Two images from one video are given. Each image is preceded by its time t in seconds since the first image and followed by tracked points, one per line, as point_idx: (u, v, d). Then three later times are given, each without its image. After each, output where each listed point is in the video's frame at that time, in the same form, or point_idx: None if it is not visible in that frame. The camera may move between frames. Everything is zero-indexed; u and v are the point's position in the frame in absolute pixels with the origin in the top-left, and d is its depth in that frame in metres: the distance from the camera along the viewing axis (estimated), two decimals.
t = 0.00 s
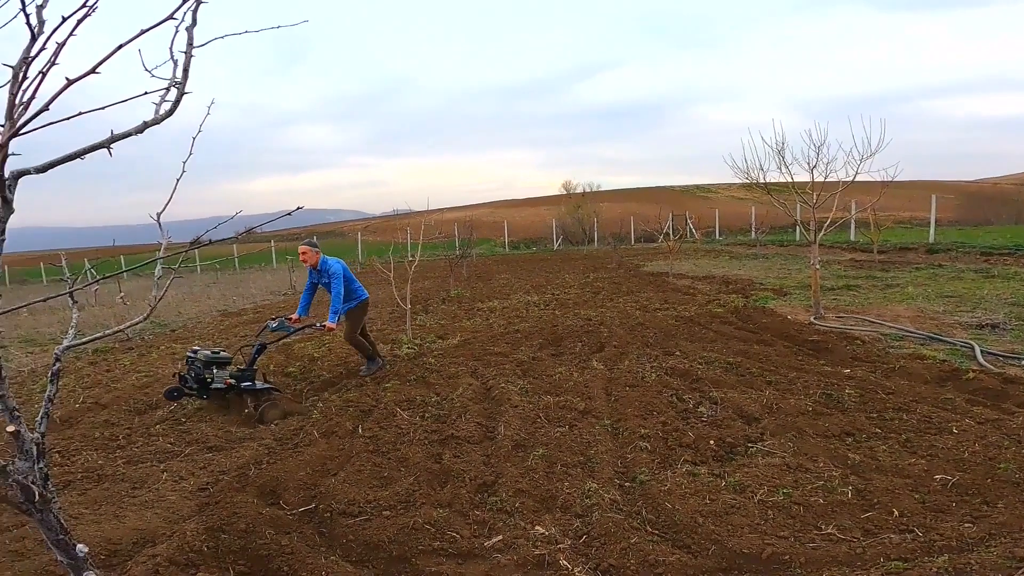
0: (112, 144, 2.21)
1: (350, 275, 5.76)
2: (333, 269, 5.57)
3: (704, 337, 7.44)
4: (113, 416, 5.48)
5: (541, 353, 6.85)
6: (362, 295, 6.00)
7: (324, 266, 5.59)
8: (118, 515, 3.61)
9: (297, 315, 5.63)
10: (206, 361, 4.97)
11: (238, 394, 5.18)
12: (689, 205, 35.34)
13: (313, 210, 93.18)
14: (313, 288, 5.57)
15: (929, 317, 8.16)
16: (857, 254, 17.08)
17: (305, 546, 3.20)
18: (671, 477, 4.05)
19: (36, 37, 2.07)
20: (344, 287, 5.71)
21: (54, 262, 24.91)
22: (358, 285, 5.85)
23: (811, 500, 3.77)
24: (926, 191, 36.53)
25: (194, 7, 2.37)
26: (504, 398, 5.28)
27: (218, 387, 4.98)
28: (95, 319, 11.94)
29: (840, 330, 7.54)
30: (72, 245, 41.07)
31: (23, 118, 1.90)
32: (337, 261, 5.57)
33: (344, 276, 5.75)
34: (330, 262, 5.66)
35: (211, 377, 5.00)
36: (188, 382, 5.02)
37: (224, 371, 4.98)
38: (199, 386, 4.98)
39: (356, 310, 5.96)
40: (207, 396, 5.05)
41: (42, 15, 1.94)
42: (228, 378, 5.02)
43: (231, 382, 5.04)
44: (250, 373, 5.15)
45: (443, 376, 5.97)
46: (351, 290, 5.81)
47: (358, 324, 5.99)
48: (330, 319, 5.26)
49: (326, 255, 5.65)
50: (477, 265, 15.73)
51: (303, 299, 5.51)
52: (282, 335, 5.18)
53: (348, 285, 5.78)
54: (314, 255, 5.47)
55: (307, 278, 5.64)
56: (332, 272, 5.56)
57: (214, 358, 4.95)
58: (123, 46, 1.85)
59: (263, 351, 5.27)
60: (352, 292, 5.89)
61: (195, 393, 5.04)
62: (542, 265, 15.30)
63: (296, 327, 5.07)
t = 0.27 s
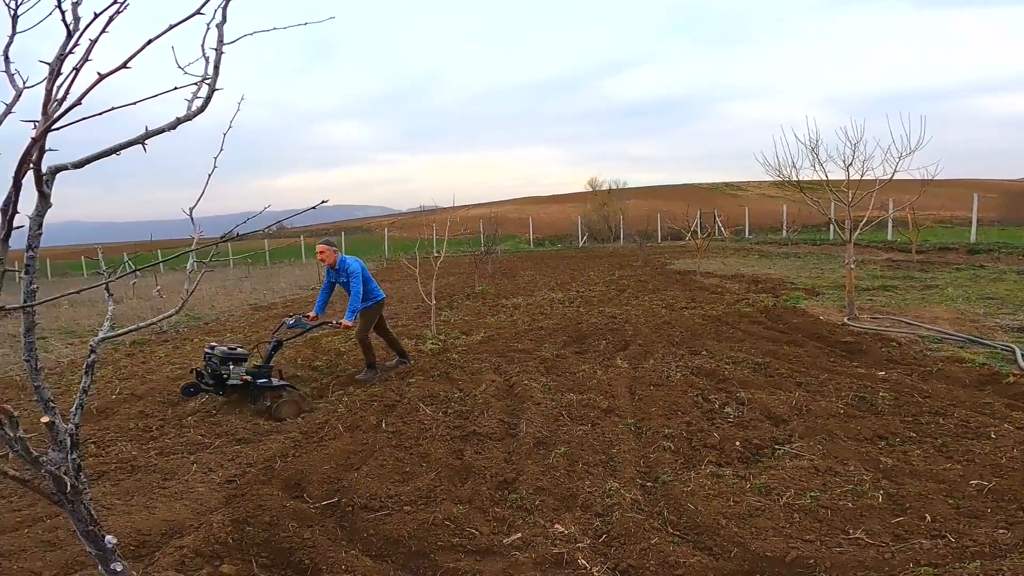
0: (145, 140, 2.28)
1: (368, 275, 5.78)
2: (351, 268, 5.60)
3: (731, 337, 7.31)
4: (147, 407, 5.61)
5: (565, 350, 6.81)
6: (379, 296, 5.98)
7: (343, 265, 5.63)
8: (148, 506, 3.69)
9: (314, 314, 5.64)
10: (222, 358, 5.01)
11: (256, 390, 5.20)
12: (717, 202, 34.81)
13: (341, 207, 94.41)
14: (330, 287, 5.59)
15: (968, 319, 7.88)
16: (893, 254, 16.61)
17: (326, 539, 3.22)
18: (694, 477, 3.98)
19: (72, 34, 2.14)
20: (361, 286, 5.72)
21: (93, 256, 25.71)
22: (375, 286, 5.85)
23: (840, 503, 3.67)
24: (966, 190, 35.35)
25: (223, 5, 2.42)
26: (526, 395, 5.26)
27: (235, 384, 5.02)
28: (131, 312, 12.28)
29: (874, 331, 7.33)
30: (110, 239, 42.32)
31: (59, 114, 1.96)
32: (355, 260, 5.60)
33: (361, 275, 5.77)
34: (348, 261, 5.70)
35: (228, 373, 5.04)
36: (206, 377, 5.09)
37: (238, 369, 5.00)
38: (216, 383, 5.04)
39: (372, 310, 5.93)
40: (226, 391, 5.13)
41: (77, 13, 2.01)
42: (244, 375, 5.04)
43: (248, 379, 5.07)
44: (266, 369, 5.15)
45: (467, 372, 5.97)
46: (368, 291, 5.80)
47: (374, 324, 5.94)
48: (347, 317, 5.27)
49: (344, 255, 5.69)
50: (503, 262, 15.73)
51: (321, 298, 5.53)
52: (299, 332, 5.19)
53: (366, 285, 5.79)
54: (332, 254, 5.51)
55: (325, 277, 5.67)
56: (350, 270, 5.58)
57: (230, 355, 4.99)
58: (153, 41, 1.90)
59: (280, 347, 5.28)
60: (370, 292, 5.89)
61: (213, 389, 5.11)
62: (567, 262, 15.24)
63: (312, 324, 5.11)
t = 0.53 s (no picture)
0: (166, 136, 2.32)
1: (378, 275, 5.77)
2: (362, 267, 5.60)
3: (750, 337, 7.22)
4: (168, 402, 5.69)
5: (580, 348, 6.78)
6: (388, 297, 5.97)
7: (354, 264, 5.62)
8: (167, 501, 3.74)
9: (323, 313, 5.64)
10: (232, 353, 5.07)
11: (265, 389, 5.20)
12: (736, 200, 34.44)
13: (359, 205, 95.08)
14: (341, 286, 5.59)
15: (995, 321, 7.69)
16: (918, 254, 16.28)
17: (340, 535, 3.24)
18: (710, 478, 3.93)
19: (94, 32, 2.18)
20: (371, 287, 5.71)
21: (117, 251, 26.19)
22: (385, 287, 5.84)
23: (858, 506, 3.60)
24: (993, 189, 34.56)
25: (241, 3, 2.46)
26: (541, 393, 5.24)
27: (245, 380, 5.05)
28: (154, 306, 12.51)
29: (898, 332, 7.19)
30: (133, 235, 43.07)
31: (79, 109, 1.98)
32: (366, 259, 5.59)
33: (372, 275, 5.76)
34: (359, 260, 5.69)
35: (238, 369, 5.06)
36: (215, 373, 5.14)
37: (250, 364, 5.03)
38: (225, 378, 5.09)
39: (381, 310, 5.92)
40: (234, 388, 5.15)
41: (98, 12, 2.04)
42: (253, 371, 5.07)
43: (257, 376, 5.09)
44: (276, 367, 5.18)
45: (482, 369, 5.97)
46: (378, 291, 5.80)
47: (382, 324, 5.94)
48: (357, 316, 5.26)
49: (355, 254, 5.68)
50: (518, 259, 15.72)
51: (330, 296, 5.52)
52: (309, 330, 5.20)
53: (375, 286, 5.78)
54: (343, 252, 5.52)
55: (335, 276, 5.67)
56: (361, 270, 5.57)
57: (240, 350, 5.05)
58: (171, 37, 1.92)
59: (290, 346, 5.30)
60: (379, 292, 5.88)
61: (223, 385, 5.14)
62: (584, 260, 15.18)
63: (321, 322, 5.13)
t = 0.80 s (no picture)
0: (185, 133, 2.34)
1: (389, 275, 5.77)
2: (373, 266, 5.60)
3: (768, 336, 7.13)
4: (188, 397, 5.77)
5: (595, 346, 6.75)
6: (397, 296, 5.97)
7: (365, 263, 5.62)
8: (185, 495, 3.78)
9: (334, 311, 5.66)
10: (241, 349, 5.26)
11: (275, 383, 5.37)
12: (755, 198, 34.06)
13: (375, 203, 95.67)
14: (351, 284, 5.61)
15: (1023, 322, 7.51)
16: (942, 253, 15.97)
17: (353, 532, 3.25)
18: (725, 478, 3.89)
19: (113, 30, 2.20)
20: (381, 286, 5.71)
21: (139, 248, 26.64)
22: (395, 286, 5.83)
23: (877, 508, 3.53)
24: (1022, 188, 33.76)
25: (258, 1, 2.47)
26: (555, 391, 5.22)
27: (252, 375, 5.24)
28: (177, 300, 12.81)
29: (922, 333, 7.04)
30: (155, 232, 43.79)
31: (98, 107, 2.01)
32: (377, 258, 5.59)
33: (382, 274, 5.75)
34: (370, 258, 5.69)
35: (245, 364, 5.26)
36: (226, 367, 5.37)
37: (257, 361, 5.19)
38: (234, 373, 5.30)
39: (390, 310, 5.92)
40: (242, 381, 5.39)
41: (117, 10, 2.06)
42: (260, 367, 5.23)
43: (264, 372, 5.25)
44: (283, 363, 5.32)
45: (496, 366, 5.96)
46: (387, 290, 5.79)
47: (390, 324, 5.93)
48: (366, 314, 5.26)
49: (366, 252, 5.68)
50: (534, 257, 15.71)
51: (340, 295, 5.54)
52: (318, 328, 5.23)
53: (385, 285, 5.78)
54: (354, 250, 5.52)
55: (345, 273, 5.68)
56: (371, 268, 5.58)
57: (248, 347, 5.22)
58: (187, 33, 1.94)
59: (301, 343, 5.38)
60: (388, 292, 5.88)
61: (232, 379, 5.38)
62: (600, 258, 15.11)
63: (331, 320, 5.17)
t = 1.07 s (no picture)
0: (221, 128, 2.36)
1: (406, 269, 5.74)
2: (390, 259, 5.59)
3: (803, 336, 6.94)
4: (223, 387, 5.89)
5: (624, 343, 6.67)
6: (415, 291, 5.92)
7: (382, 256, 5.62)
8: (217, 484, 3.86)
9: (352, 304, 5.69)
10: (258, 345, 5.13)
11: (291, 378, 5.34)
12: (792, 196, 33.25)
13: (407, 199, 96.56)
14: (368, 277, 5.61)
15: None
16: (992, 253, 15.32)
17: (376, 524, 3.27)
18: (754, 480, 3.79)
19: (152, 24, 2.23)
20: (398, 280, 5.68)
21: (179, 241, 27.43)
22: (413, 281, 5.79)
23: (914, 513, 3.39)
24: None
25: None
26: (582, 388, 5.17)
27: (269, 370, 5.13)
28: (215, 293, 13.10)
29: (968, 335, 6.76)
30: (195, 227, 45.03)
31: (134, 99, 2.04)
32: (395, 251, 5.58)
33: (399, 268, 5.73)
34: (388, 252, 5.69)
35: (263, 359, 5.15)
36: (240, 364, 5.20)
37: (273, 355, 5.10)
38: (251, 369, 5.16)
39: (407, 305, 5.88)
40: (260, 378, 5.21)
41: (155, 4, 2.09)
42: (278, 362, 5.16)
43: (282, 366, 5.19)
44: (300, 357, 5.30)
45: (523, 362, 5.94)
46: (405, 285, 5.75)
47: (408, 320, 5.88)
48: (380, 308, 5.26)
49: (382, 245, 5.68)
50: (563, 252, 15.62)
51: (358, 288, 5.56)
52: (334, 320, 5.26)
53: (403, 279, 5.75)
54: (371, 243, 5.52)
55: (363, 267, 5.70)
56: (388, 262, 5.57)
57: (266, 342, 5.10)
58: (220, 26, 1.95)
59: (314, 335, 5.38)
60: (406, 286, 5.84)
61: (248, 375, 5.22)
62: (630, 254, 14.95)
63: (346, 313, 5.19)
